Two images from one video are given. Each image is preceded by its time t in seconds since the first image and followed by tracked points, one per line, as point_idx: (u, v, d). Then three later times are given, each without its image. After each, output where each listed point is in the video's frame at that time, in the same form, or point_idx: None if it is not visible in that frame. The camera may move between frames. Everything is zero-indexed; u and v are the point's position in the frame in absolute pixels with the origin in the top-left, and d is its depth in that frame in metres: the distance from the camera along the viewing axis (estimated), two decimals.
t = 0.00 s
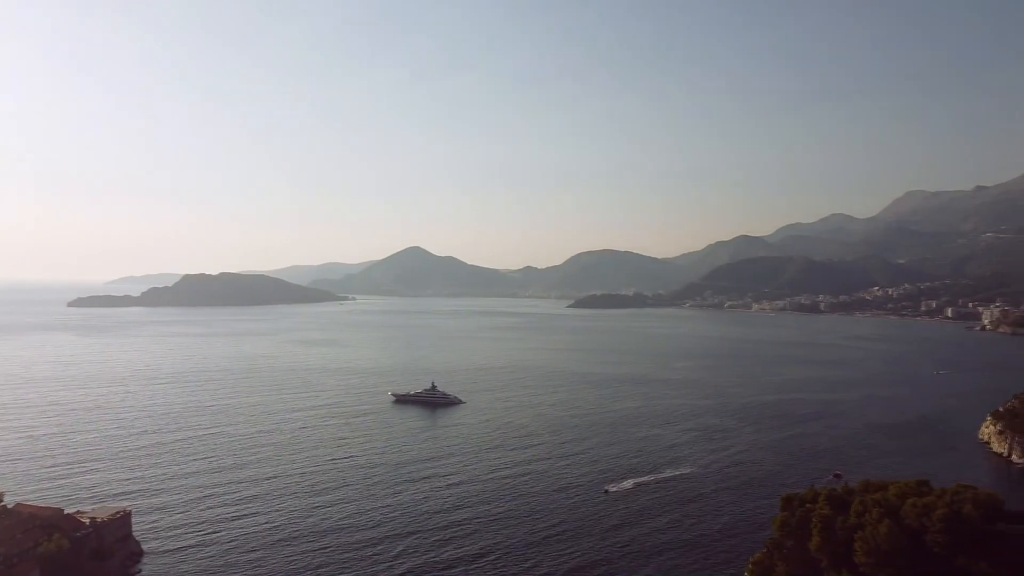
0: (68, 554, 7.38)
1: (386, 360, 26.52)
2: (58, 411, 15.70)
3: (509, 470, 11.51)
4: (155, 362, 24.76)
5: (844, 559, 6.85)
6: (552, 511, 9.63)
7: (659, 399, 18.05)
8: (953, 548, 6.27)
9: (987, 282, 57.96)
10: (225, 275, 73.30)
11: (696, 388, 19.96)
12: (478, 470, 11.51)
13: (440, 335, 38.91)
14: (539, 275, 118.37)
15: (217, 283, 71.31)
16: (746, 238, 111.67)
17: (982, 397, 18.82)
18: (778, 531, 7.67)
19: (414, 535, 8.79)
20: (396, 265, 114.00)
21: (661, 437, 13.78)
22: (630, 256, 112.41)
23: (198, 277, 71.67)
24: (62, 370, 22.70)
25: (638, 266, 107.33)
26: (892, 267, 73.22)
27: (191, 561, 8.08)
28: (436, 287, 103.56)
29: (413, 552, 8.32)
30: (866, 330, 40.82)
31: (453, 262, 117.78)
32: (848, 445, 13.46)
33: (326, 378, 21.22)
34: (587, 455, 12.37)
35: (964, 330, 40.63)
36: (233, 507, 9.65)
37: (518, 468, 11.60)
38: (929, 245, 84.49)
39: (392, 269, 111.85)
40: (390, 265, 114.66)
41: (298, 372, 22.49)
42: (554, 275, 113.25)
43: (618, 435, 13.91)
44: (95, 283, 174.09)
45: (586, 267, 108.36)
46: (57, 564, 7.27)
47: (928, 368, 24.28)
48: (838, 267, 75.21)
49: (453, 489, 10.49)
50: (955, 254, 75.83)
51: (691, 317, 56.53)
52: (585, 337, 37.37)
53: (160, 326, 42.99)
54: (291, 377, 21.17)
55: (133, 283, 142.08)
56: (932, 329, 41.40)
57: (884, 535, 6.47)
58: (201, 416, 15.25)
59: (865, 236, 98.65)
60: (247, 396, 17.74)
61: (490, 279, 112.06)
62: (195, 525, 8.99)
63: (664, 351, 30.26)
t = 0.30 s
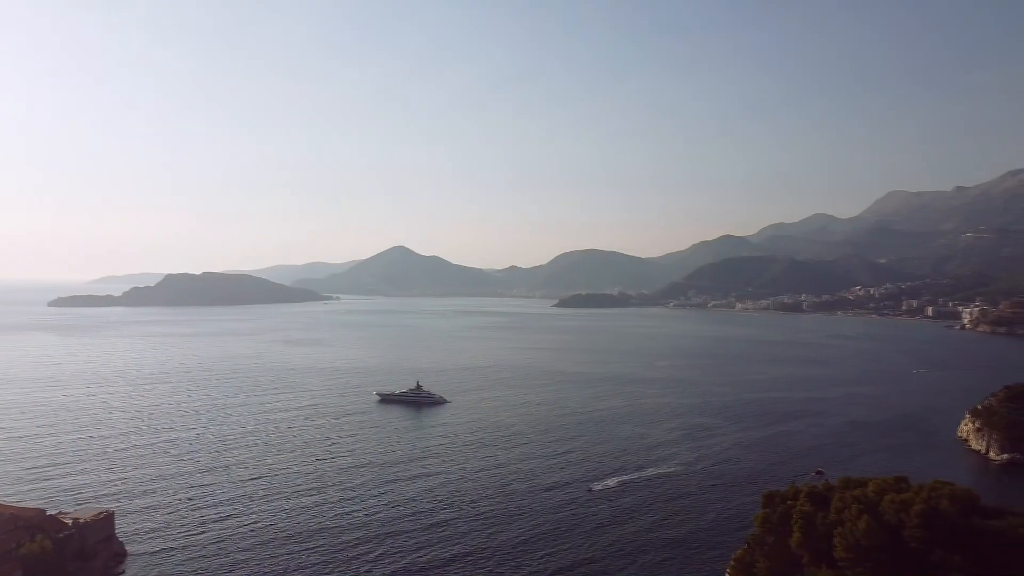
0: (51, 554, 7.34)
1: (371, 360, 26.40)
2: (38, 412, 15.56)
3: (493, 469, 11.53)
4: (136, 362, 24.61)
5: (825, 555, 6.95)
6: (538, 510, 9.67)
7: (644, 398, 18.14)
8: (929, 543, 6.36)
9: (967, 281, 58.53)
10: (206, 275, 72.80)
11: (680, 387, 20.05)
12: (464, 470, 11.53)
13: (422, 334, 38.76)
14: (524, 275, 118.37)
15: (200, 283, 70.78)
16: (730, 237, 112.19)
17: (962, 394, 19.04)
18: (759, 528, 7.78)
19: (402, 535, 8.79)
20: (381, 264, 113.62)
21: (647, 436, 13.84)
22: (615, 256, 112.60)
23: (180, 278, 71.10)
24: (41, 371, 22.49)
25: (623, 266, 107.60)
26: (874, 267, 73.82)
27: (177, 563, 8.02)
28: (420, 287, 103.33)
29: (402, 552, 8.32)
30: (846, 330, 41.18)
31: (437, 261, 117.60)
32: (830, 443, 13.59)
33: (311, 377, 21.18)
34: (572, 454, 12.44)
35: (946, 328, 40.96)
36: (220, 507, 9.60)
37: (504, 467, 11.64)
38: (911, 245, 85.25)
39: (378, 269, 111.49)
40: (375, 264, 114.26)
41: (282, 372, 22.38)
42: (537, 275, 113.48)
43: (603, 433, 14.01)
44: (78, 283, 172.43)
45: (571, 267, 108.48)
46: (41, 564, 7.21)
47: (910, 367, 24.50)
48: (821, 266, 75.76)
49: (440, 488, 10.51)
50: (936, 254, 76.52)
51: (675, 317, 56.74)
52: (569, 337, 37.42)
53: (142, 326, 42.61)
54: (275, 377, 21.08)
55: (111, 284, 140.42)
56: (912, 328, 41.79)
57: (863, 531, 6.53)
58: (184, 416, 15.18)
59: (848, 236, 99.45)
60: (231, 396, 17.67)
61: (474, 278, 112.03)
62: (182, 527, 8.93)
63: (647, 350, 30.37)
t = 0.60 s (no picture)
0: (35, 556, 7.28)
1: (355, 360, 26.30)
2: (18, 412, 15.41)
3: (477, 468, 11.55)
4: (118, 362, 24.41)
5: (805, 551, 7.02)
6: (525, 509, 9.70)
7: (628, 397, 18.21)
8: (908, 539, 6.42)
9: (948, 281, 59.14)
10: (189, 275, 72.21)
11: (664, 385, 20.18)
12: (451, 469, 11.54)
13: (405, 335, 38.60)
14: (509, 274, 118.31)
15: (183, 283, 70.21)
16: (715, 237, 112.66)
17: (943, 393, 19.23)
18: (741, 524, 7.86)
19: (389, 534, 8.78)
20: (366, 264, 113.18)
21: (631, 434, 13.95)
22: (600, 255, 112.77)
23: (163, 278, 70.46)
24: (20, 371, 22.25)
25: (608, 266, 107.84)
26: (856, 267, 74.40)
27: (163, 563, 7.97)
28: (406, 286, 103.04)
29: (389, 553, 8.31)
30: (829, 330, 41.47)
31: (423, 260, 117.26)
32: (813, 441, 13.70)
33: (295, 377, 21.12)
34: (558, 453, 12.50)
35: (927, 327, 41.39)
36: (205, 508, 9.55)
37: (491, 466, 11.66)
38: (892, 245, 86.01)
39: (362, 269, 111.07)
40: (360, 264, 113.80)
41: (266, 372, 22.26)
42: (522, 275, 113.47)
43: (588, 432, 14.09)
44: (59, 284, 170.49)
45: (556, 267, 108.55)
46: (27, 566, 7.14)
47: (890, 365, 24.76)
48: (803, 266, 76.32)
49: (427, 488, 10.51)
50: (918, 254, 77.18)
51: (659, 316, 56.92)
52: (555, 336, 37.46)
53: (124, 326, 42.21)
54: (259, 377, 20.97)
55: (90, 283, 138.61)
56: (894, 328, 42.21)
57: (842, 527, 6.60)
58: (167, 417, 15.08)
59: (830, 236, 100.17)
60: (214, 396, 17.57)
61: (459, 278, 111.83)
62: (167, 528, 8.88)
63: (633, 349, 30.45)
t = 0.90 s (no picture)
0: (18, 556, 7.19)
1: (340, 360, 26.19)
2: None
3: (463, 468, 11.54)
4: (99, 362, 24.19)
5: (786, 547, 7.10)
6: (512, 508, 9.73)
7: (613, 396, 18.28)
8: (886, 535, 6.49)
9: (929, 280, 59.71)
10: (171, 274, 71.63)
11: (648, 385, 20.28)
12: (436, 468, 11.54)
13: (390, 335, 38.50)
14: (494, 274, 118.19)
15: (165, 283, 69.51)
16: (699, 236, 113.06)
17: (924, 391, 19.43)
18: (723, 521, 7.90)
19: (376, 534, 8.79)
20: (350, 263, 112.63)
21: (615, 433, 14.01)
22: (585, 255, 112.85)
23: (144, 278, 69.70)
24: None
25: (593, 266, 107.93)
26: (838, 267, 74.99)
27: (149, 565, 7.92)
28: (390, 285, 102.64)
29: (377, 553, 8.30)
30: (812, 329, 41.78)
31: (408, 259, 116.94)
32: (795, 439, 13.83)
33: (279, 377, 21.03)
34: (543, 452, 12.55)
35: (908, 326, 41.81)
36: (192, 509, 9.50)
37: (477, 465, 11.68)
38: (874, 245, 86.75)
39: (346, 268, 110.48)
40: (344, 263, 113.19)
41: (249, 372, 22.12)
42: (507, 274, 113.43)
43: (572, 431, 14.15)
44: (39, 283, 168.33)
45: (541, 266, 108.54)
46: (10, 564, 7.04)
47: (872, 364, 25.00)
48: (786, 266, 76.82)
49: (414, 487, 10.50)
50: (900, 254, 77.87)
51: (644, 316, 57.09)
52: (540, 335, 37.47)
53: (105, 326, 41.74)
54: (242, 377, 20.87)
55: (71, 283, 137.19)
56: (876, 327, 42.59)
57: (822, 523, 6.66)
58: (150, 417, 14.99)
59: (812, 236, 100.91)
60: (197, 396, 17.46)
61: (444, 278, 111.62)
62: (153, 529, 8.82)
63: (618, 348, 30.53)
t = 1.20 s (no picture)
0: None
1: (325, 360, 26.12)
2: None
3: (447, 468, 11.53)
4: (82, 363, 24.01)
5: (767, 543, 7.18)
6: (500, 508, 9.74)
7: (598, 396, 18.34)
8: (866, 531, 6.58)
9: (910, 280, 60.26)
10: (154, 274, 71.14)
11: (632, 384, 20.39)
12: (422, 468, 11.53)
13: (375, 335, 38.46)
14: (479, 274, 118.17)
15: (148, 284, 69.04)
16: (683, 236, 113.57)
17: (905, 389, 19.65)
18: (706, 518, 7.97)
19: (363, 534, 8.78)
20: (335, 263, 112.25)
21: (598, 432, 14.10)
22: (571, 255, 113.05)
23: (127, 278, 69.20)
24: None
25: (578, 265, 108.14)
26: (821, 267, 75.54)
27: (134, 567, 7.86)
28: (375, 285, 102.40)
29: (364, 553, 8.29)
30: (795, 328, 42.10)
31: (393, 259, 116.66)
32: (777, 438, 13.93)
33: (265, 377, 20.99)
34: (529, 451, 12.57)
35: (891, 326, 42.18)
36: (178, 510, 9.45)
37: (462, 465, 11.67)
38: (857, 245, 87.39)
39: (331, 268, 110.11)
40: (329, 263, 112.84)
41: (234, 372, 22.03)
42: (492, 274, 113.48)
43: (558, 430, 14.19)
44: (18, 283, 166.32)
45: (527, 266, 108.63)
46: None
47: (853, 363, 25.26)
48: (770, 266, 77.30)
49: (400, 487, 10.49)
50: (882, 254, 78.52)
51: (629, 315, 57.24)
52: (526, 335, 37.52)
53: (87, 327, 41.41)
54: (227, 377, 20.80)
55: (52, 283, 135.94)
56: (859, 327, 42.94)
57: (803, 520, 6.73)
58: (134, 417, 14.90)
59: (795, 236, 101.57)
60: (180, 396, 17.38)
61: (430, 278, 111.49)
62: (138, 530, 8.77)
63: (602, 348, 30.65)
